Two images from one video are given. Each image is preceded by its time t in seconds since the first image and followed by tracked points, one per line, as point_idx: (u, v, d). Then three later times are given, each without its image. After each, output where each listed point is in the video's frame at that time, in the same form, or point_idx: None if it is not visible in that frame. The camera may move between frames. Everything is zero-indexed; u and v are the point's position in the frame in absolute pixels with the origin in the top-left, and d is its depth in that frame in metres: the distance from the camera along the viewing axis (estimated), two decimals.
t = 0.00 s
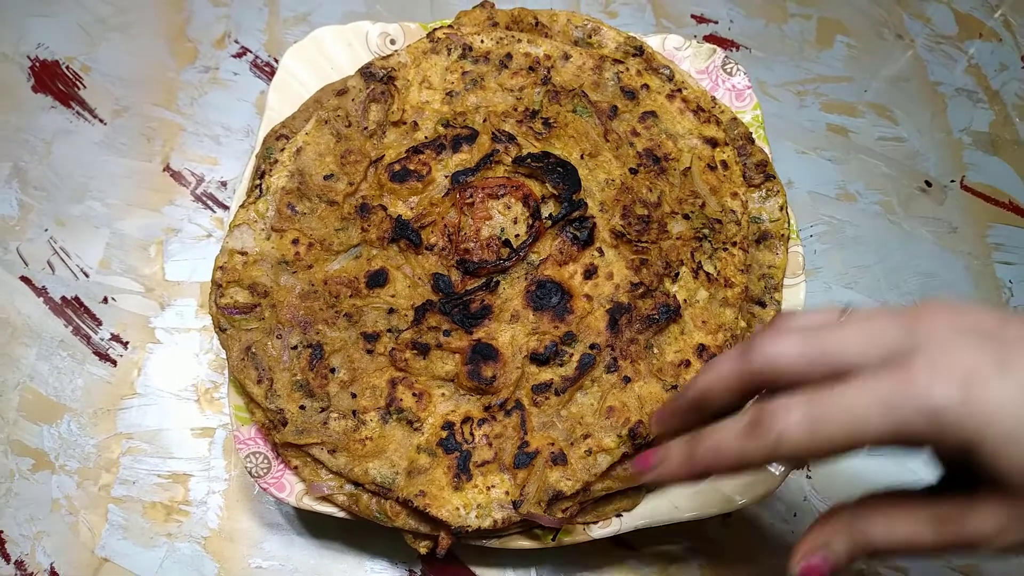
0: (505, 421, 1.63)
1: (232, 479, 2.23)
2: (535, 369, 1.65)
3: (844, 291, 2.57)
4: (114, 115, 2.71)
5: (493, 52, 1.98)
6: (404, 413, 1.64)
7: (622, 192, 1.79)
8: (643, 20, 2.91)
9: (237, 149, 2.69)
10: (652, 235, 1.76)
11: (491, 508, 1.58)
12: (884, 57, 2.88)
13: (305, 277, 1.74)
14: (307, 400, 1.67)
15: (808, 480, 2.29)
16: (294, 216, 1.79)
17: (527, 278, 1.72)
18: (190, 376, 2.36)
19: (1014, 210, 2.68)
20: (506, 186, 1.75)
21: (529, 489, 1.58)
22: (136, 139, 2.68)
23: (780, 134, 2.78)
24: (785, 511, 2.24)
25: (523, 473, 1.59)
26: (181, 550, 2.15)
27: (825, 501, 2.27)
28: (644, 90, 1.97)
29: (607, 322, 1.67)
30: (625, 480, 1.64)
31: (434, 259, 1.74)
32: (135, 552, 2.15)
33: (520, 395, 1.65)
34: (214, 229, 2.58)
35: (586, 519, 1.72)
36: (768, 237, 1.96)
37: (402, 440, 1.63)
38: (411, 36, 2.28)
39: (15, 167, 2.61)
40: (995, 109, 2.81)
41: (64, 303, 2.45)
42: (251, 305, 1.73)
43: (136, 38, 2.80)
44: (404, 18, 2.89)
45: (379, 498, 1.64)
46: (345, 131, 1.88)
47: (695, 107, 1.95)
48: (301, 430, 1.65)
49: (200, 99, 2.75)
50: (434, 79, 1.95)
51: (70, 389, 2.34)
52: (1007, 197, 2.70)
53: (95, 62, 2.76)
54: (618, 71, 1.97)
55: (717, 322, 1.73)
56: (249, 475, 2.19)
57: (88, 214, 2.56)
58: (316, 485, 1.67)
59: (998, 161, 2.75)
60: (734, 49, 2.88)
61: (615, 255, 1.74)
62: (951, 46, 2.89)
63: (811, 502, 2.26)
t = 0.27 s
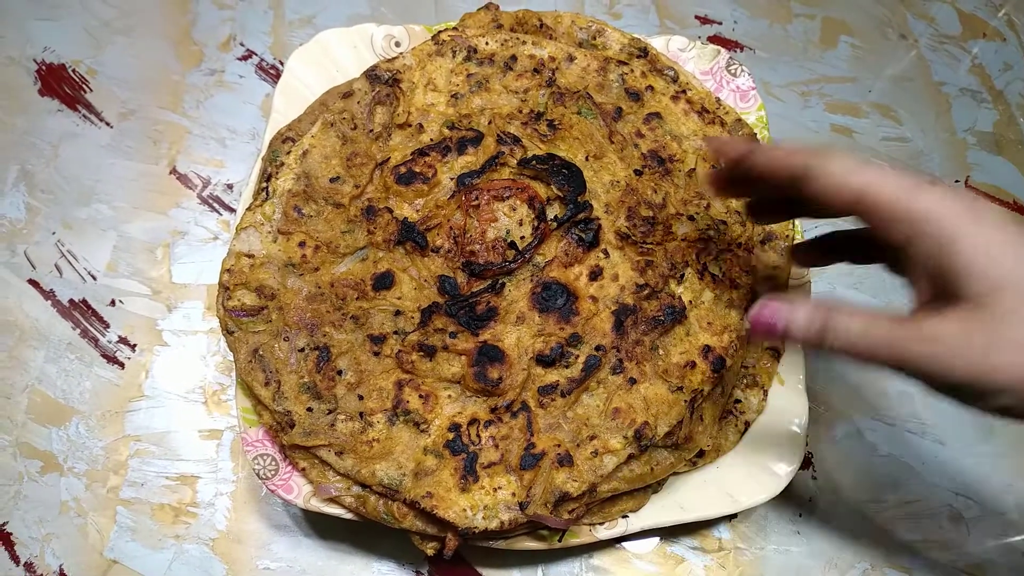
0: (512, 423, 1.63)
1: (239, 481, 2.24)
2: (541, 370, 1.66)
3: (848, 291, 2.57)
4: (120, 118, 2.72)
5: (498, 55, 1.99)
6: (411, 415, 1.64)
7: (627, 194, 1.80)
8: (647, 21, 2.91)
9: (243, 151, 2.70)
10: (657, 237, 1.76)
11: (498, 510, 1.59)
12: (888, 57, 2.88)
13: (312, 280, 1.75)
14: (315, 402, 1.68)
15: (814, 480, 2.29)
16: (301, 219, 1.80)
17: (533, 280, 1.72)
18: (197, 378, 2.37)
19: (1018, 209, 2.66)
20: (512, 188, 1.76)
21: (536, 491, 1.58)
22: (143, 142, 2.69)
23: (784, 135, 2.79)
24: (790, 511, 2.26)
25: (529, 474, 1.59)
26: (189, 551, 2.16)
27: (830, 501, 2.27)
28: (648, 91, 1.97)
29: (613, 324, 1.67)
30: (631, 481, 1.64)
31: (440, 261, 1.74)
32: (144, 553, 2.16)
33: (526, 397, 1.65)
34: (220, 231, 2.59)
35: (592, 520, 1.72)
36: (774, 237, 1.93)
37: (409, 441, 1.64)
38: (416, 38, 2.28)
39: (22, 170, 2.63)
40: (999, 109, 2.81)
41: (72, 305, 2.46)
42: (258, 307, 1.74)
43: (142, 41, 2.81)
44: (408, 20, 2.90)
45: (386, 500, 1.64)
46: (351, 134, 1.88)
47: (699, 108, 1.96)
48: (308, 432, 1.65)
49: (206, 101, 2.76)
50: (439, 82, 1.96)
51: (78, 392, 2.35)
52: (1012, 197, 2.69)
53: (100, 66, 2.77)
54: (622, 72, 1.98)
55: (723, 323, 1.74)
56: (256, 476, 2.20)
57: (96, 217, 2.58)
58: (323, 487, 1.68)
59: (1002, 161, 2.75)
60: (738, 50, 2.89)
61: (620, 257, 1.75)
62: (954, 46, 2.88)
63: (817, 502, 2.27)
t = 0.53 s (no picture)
0: (511, 423, 1.63)
1: (238, 481, 2.24)
2: (541, 371, 1.65)
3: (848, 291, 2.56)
4: (120, 118, 2.72)
5: (497, 55, 1.99)
6: (410, 415, 1.64)
7: (626, 194, 1.80)
8: (647, 21, 2.91)
9: (242, 151, 2.70)
10: (656, 237, 1.76)
11: (497, 510, 1.58)
12: (888, 58, 2.88)
13: (311, 280, 1.75)
14: (314, 403, 1.68)
15: (813, 481, 2.29)
16: (300, 219, 1.80)
17: (532, 280, 1.72)
18: (196, 378, 2.36)
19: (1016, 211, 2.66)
20: (511, 188, 1.76)
21: (535, 491, 1.58)
22: (142, 142, 2.69)
23: (784, 135, 2.79)
24: (789, 512, 2.25)
25: (528, 475, 1.59)
26: (188, 551, 2.16)
27: (830, 502, 2.27)
28: (648, 92, 1.97)
29: (612, 325, 1.67)
30: (630, 481, 1.64)
31: (439, 262, 1.74)
32: (143, 554, 2.16)
33: (525, 397, 1.65)
34: (219, 232, 2.58)
35: (591, 520, 1.72)
36: (773, 238, 1.95)
37: (408, 442, 1.64)
38: (416, 38, 2.28)
39: (21, 170, 2.62)
40: (998, 109, 2.81)
41: (71, 306, 2.46)
42: (257, 308, 1.74)
43: (141, 41, 2.81)
44: (408, 20, 2.90)
45: (385, 501, 1.64)
46: (351, 134, 1.88)
47: (699, 109, 1.96)
48: (307, 433, 1.65)
49: (206, 101, 2.76)
50: (438, 82, 1.96)
51: (77, 392, 2.35)
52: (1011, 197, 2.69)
53: (100, 66, 2.77)
54: (622, 73, 1.98)
55: (722, 323, 1.73)
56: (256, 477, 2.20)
57: (95, 217, 2.58)
58: (322, 488, 1.67)
59: (1002, 163, 2.74)
60: (738, 50, 2.89)
61: (620, 257, 1.75)
62: (954, 46, 2.88)
63: (816, 502, 2.27)
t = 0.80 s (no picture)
0: (511, 426, 1.63)
1: (238, 484, 2.23)
2: (541, 373, 1.65)
3: (848, 292, 2.56)
4: (119, 121, 2.71)
5: (497, 57, 1.99)
6: (411, 418, 1.64)
7: (626, 196, 1.79)
8: (646, 23, 2.91)
9: (242, 154, 2.70)
10: (656, 239, 1.76)
11: (498, 513, 1.58)
12: (887, 59, 2.88)
13: (311, 283, 1.74)
14: (314, 405, 1.67)
15: (814, 482, 2.30)
16: (300, 222, 1.80)
17: (532, 282, 1.72)
18: (196, 381, 2.36)
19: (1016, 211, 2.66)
20: (511, 191, 1.75)
21: (536, 493, 1.58)
22: (142, 145, 2.69)
23: (783, 137, 2.79)
24: (790, 514, 2.25)
25: (529, 477, 1.58)
26: (188, 555, 2.16)
27: (831, 503, 2.27)
28: (648, 93, 1.97)
29: (612, 326, 1.67)
30: (631, 483, 1.64)
31: (439, 264, 1.74)
32: (143, 557, 2.15)
33: (525, 399, 1.65)
34: (219, 234, 2.58)
35: (592, 522, 1.72)
36: (773, 240, 1.96)
37: (409, 444, 1.64)
38: (415, 41, 2.28)
39: (21, 173, 2.62)
40: (998, 110, 2.81)
41: (70, 309, 2.45)
42: (257, 310, 1.73)
43: (141, 44, 2.81)
44: (408, 23, 2.90)
45: (386, 503, 1.64)
46: (350, 137, 1.88)
47: (699, 110, 1.96)
48: (308, 436, 1.65)
49: (205, 104, 2.76)
50: (438, 84, 1.96)
51: (77, 395, 2.34)
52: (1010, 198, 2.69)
53: (99, 68, 2.76)
54: (621, 74, 1.98)
55: (722, 325, 1.73)
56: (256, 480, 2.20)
57: (94, 220, 2.57)
58: (323, 491, 1.67)
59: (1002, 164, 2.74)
60: (737, 52, 2.89)
61: (620, 259, 1.74)
62: (953, 47, 2.88)
63: (816, 504, 2.27)
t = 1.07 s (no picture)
0: (511, 427, 1.63)
1: (238, 485, 2.23)
2: (541, 375, 1.65)
3: (849, 293, 2.56)
4: (119, 120, 2.71)
5: (497, 57, 1.98)
6: (410, 419, 1.64)
7: (627, 198, 1.79)
8: (647, 24, 2.90)
9: (242, 154, 2.70)
10: (657, 240, 1.76)
11: (497, 515, 1.58)
12: (888, 60, 2.88)
13: (311, 284, 1.74)
14: (313, 407, 1.67)
15: (814, 484, 2.29)
16: (300, 223, 1.80)
17: (532, 283, 1.72)
18: (196, 382, 2.36)
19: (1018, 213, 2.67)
20: (511, 192, 1.75)
21: (535, 495, 1.57)
22: (142, 145, 2.69)
23: (784, 138, 2.78)
24: (790, 516, 2.25)
25: (529, 479, 1.58)
26: (188, 555, 2.15)
27: (831, 505, 2.27)
28: (649, 94, 1.97)
29: (612, 328, 1.67)
30: (630, 485, 1.63)
31: (439, 265, 1.74)
32: (142, 558, 2.15)
33: (525, 401, 1.65)
34: (219, 234, 2.58)
35: (591, 524, 1.71)
36: (774, 241, 1.96)
37: (408, 446, 1.63)
38: (416, 41, 2.27)
39: (21, 173, 2.62)
40: (1000, 112, 2.80)
41: (70, 309, 2.45)
42: (257, 311, 1.73)
43: (141, 43, 2.80)
44: (409, 23, 2.89)
45: (385, 505, 1.64)
46: (351, 137, 1.88)
47: (700, 111, 1.95)
48: (307, 437, 1.65)
49: (206, 104, 2.75)
50: (439, 85, 1.95)
51: (76, 395, 2.34)
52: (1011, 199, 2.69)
53: (99, 68, 2.76)
54: (622, 75, 1.97)
55: (722, 327, 1.73)
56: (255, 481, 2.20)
57: (94, 220, 2.57)
58: (322, 492, 1.67)
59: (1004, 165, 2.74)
60: (738, 53, 2.89)
61: (620, 261, 1.74)
62: (955, 48, 2.88)
63: (816, 506, 2.27)
